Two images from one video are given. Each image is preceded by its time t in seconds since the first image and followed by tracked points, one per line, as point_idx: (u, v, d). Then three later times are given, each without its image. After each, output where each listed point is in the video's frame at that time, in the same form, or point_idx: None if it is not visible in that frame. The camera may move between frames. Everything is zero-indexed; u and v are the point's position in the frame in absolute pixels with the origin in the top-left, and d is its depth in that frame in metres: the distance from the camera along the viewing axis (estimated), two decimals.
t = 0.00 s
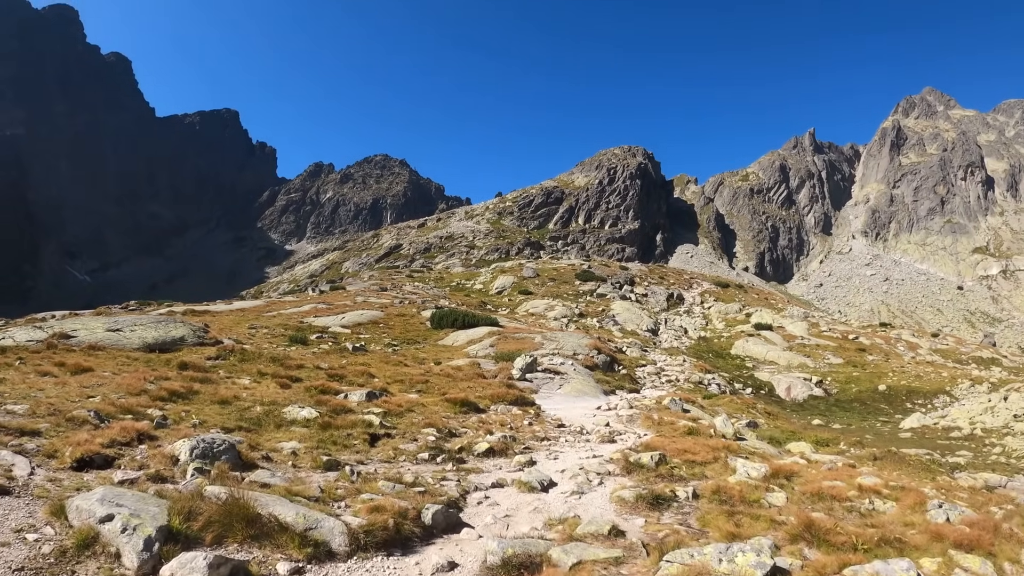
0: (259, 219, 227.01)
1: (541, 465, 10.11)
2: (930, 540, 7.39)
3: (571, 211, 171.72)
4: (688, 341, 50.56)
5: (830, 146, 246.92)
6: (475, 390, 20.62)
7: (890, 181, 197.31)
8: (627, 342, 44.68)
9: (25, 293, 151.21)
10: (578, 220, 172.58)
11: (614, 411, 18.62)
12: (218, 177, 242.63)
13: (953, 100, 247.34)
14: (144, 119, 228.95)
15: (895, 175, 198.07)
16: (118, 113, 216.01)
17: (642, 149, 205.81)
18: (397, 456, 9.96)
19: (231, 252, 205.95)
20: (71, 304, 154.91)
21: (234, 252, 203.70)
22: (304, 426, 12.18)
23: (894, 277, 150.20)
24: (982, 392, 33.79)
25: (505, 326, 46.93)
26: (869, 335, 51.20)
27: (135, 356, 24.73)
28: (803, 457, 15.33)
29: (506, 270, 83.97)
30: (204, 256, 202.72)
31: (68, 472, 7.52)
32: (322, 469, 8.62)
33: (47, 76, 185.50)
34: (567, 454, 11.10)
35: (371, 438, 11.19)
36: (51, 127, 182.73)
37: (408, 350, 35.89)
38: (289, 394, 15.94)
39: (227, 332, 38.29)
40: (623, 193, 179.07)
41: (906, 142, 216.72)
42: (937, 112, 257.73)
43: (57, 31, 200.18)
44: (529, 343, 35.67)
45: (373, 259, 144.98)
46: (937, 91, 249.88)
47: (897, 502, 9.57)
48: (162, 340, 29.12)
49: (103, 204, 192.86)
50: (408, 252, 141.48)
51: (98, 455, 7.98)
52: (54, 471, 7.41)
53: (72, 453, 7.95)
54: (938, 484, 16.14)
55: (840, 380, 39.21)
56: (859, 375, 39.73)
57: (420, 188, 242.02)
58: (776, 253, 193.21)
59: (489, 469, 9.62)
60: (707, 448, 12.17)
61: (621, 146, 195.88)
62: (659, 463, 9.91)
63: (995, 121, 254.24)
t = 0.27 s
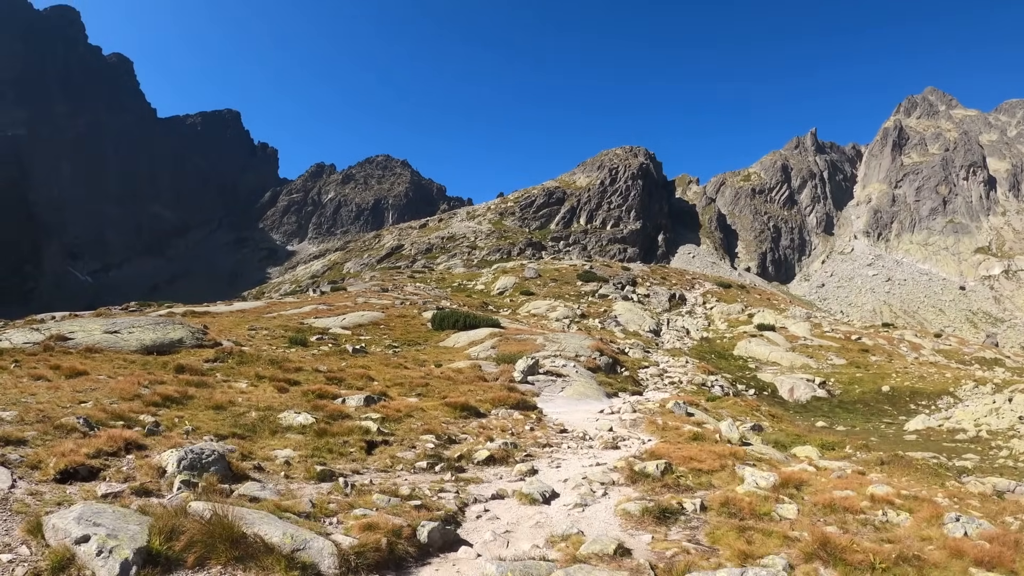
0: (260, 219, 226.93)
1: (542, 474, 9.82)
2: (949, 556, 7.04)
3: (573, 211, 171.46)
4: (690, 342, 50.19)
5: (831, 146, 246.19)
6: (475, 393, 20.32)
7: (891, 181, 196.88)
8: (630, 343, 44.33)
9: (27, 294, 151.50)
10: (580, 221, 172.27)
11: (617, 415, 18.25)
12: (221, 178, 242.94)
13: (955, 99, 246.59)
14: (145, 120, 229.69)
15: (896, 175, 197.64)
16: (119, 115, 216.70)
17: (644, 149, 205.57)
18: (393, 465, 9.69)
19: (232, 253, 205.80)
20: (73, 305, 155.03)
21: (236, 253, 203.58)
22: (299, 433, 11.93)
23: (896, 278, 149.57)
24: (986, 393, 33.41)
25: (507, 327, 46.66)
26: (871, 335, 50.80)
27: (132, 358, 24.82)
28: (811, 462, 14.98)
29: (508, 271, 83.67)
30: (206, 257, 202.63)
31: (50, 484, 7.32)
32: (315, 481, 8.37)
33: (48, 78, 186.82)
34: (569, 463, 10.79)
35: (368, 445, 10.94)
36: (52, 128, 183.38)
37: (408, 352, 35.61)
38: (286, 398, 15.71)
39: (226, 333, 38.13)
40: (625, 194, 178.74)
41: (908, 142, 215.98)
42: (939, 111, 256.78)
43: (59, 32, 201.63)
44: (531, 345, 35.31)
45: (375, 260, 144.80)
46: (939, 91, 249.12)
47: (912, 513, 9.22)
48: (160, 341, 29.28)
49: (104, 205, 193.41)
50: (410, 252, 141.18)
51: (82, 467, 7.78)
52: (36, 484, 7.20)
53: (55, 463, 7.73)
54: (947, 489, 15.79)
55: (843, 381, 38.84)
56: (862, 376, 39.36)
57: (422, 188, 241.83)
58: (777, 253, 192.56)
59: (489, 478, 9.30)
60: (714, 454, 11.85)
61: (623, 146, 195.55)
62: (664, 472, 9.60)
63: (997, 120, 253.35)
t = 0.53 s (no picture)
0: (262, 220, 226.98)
1: (544, 475, 9.51)
2: (971, 562, 6.71)
3: (574, 211, 171.25)
4: (692, 342, 49.83)
5: (833, 146, 245.33)
6: (476, 393, 20.00)
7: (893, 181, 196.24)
8: (632, 343, 44.01)
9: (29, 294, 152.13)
10: (582, 221, 171.99)
11: (620, 415, 17.94)
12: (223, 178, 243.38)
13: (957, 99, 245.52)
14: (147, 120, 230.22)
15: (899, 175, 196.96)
16: (121, 116, 217.62)
17: (646, 149, 205.28)
18: (389, 466, 9.42)
19: (234, 253, 206.04)
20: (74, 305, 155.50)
21: (238, 253, 203.79)
22: (294, 433, 11.68)
23: (898, 278, 148.96)
24: (990, 393, 33.04)
25: (508, 327, 46.38)
26: (873, 335, 50.37)
27: (128, 358, 24.77)
28: (819, 463, 14.62)
29: (510, 271, 83.45)
30: (208, 256, 202.90)
31: (31, 485, 7.08)
32: (306, 483, 8.12)
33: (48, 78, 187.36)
34: (572, 464, 10.48)
35: (364, 445, 10.65)
36: (54, 129, 184.30)
37: (409, 351, 35.33)
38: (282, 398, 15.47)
39: (226, 332, 37.97)
40: (626, 194, 178.43)
41: (910, 142, 215.25)
42: (941, 111, 255.77)
43: (59, 32, 202.18)
44: (532, 345, 34.99)
45: (376, 260, 144.68)
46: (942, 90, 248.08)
47: (928, 517, 8.87)
48: (158, 341, 29.28)
49: (106, 206, 194.07)
50: (411, 253, 140.90)
51: (65, 467, 7.53)
52: (16, 485, 6.96)
53: (38, 464, 7.51)
54: (957, 491, 15.42)
55: (847, 381, 38.46)
56: (865, 376, 38.96)
57: (423, 188, 241.75)
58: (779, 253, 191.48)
59: (489, 480, 8.99)
60: (721, 455, 11.50)
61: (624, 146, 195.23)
62: (671, 474, 9.29)
63: (1000, 120, 252.17)
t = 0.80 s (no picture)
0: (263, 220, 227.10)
1: (543, 485, 9.20)
2: None
3: (576, 212, 171.04)
4: (694, 343, 49.46)
5: (835, 146, 244.69)
6: (475, 396, 19.69)
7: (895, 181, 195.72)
8: (633, 344, 43.66)
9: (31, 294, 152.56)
10: (583, 221, 171.71)
11: (621, 420, 17.62)
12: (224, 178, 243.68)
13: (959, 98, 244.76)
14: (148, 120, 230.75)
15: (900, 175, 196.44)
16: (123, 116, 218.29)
17: (647, 149, 204.98)
18: (381, 476, 9.18)
19: (236, 253, 206.24)
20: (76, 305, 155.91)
21: (239, 253, 204.04)
22: (285, 439, 11.47)
23: (900, 278, 148.45)
24: (994, 395, 32.69)
25: (509, 328, 46.03)
26: (876, 336, 49.95)
27: (123, 361, 24.60)
28: (826, 470, 14.23)
29: (511, 271, 83.17)
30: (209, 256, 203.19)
31: (5, 498, 6.83)
32: (292, 497, 7.86)
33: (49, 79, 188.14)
34: (571, 473, 10.18)
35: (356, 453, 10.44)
36: (56, 129, 185.16)
37: (408, 353, 35.03)
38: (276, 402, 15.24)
39: (224, 333, 37.77)
40: (628, 194, 178.04)
41: (912, 142, 214.56)
42: (943, 111, 254.91)
43: (60, 33, 202.99)
44: (533, 346, 34.68)
45: (378, 260, 144.52)
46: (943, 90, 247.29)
47: (943, 531, 8.53)
48: (154, 343, 29.14)
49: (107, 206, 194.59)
50: (412, 253, 140.65)
51: (42, 479, 7.28)
52: None
53: (14, 475, 7.26)
54: (965, 498, 15.06)
55: (849, 383, 38.07)
56: (868, 377, 38.59)
57: (425, 189, 241.69)
58: (781, 254, 188.36)
59: (484, 492, 8.70)
60: (726, 464, 11.15)
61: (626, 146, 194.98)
62: (674, 485, 8.94)
63: (1002, 119, 251.34)
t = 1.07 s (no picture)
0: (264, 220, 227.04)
1: (543, 489, 8.94)
2: None
3: (576, 211, 170.71)
4: (695, 343, 49.08)
5: (836, 146, 244.08)
6: (474, 396, 19.39)
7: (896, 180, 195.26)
8: (634, 343, 43.31)
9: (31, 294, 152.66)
10: (584, 221, 171.36)
11: (622, 421, 17.31)
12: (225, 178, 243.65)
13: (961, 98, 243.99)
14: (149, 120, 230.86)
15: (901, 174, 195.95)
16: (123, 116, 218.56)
17: (648, 149, 204.65)
18: (374, 480, 8.94)
19: (236, 253, 206.21)
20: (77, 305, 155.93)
21: (240, 253, 204.02)
22: (277, 441, 11.24)
23: (901, 278, 147.94)
24: (998, 395, 32.34)
25: (509, 327, 45.68)
26: (878, 336, 49.55)
27: (118, 361, 24.40)
28: (832, 472, 13.90)
29: (512, 271, 82.79)
30: (210, 256, 203.17)
31: None
32: (281, 502, 7.62)
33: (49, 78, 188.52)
34: (572, 477, 9.88)
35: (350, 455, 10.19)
36: (56, 129, 185.50)
37: (408, 353, 34.74)
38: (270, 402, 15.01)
39: (222, 333, 37.54)
40: (629, 193, 177.58)
41: (913, 142, 213.80)
42: (944, 111, 253.99)
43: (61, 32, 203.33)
44: (533, 346, 34.37)
45: (379, 260, 144.25)
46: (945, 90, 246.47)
47: (957, 538, 8.21)
48: (151, 342, 29.01)
49: (108, 205, 194.68)
50: (413, 253, 140.27)
51: (20, 483, 7.01)
52: None
53: None
54: (973, 501, 14.75)
55: (852, 383, 37.71)
56: (870, 377, 38.22)
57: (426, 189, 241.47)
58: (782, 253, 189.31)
59: (481, 497, 8.41)
60: (730, 467, 10.87)
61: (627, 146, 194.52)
62: (678, 490, 8.64)
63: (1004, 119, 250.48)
